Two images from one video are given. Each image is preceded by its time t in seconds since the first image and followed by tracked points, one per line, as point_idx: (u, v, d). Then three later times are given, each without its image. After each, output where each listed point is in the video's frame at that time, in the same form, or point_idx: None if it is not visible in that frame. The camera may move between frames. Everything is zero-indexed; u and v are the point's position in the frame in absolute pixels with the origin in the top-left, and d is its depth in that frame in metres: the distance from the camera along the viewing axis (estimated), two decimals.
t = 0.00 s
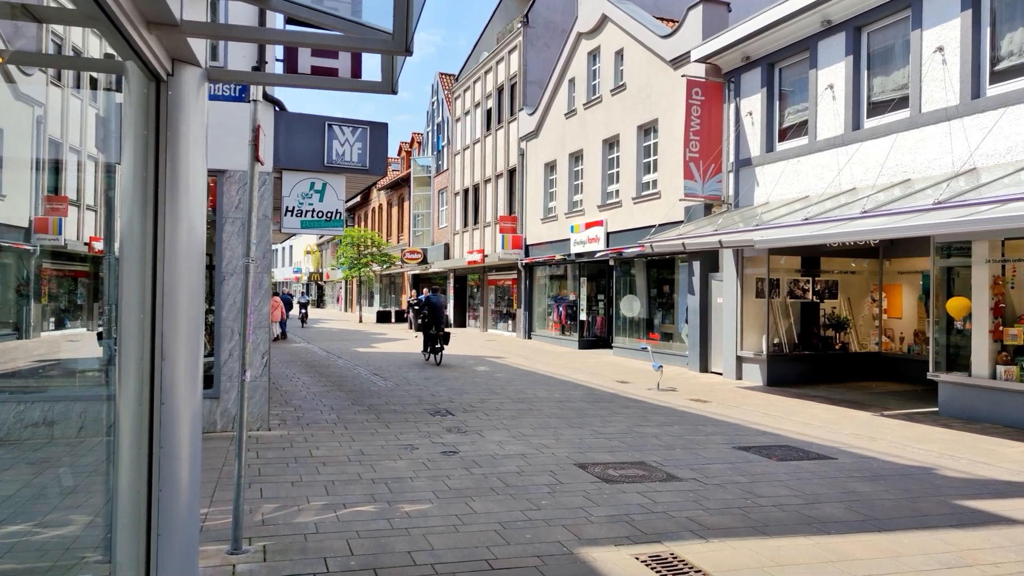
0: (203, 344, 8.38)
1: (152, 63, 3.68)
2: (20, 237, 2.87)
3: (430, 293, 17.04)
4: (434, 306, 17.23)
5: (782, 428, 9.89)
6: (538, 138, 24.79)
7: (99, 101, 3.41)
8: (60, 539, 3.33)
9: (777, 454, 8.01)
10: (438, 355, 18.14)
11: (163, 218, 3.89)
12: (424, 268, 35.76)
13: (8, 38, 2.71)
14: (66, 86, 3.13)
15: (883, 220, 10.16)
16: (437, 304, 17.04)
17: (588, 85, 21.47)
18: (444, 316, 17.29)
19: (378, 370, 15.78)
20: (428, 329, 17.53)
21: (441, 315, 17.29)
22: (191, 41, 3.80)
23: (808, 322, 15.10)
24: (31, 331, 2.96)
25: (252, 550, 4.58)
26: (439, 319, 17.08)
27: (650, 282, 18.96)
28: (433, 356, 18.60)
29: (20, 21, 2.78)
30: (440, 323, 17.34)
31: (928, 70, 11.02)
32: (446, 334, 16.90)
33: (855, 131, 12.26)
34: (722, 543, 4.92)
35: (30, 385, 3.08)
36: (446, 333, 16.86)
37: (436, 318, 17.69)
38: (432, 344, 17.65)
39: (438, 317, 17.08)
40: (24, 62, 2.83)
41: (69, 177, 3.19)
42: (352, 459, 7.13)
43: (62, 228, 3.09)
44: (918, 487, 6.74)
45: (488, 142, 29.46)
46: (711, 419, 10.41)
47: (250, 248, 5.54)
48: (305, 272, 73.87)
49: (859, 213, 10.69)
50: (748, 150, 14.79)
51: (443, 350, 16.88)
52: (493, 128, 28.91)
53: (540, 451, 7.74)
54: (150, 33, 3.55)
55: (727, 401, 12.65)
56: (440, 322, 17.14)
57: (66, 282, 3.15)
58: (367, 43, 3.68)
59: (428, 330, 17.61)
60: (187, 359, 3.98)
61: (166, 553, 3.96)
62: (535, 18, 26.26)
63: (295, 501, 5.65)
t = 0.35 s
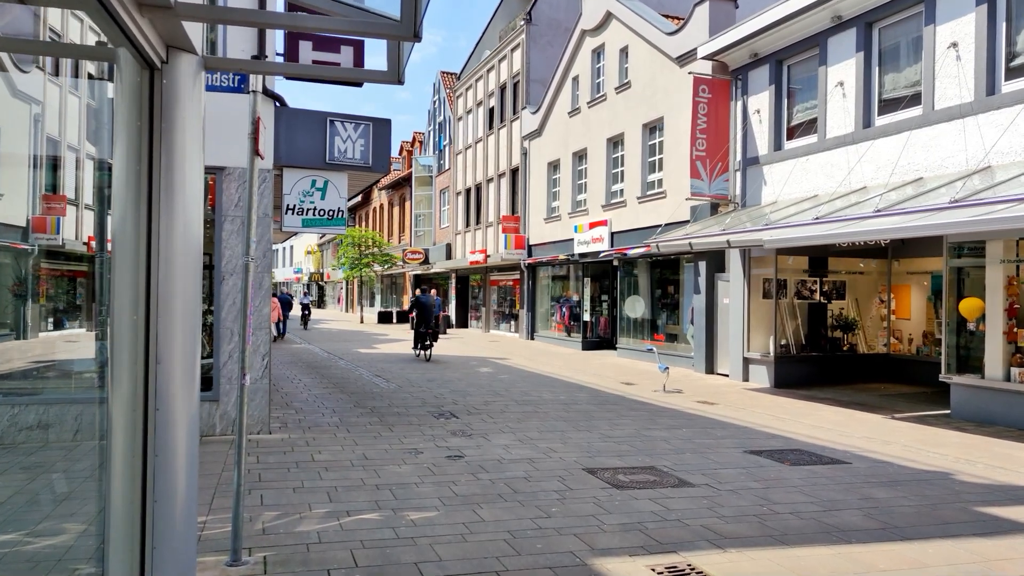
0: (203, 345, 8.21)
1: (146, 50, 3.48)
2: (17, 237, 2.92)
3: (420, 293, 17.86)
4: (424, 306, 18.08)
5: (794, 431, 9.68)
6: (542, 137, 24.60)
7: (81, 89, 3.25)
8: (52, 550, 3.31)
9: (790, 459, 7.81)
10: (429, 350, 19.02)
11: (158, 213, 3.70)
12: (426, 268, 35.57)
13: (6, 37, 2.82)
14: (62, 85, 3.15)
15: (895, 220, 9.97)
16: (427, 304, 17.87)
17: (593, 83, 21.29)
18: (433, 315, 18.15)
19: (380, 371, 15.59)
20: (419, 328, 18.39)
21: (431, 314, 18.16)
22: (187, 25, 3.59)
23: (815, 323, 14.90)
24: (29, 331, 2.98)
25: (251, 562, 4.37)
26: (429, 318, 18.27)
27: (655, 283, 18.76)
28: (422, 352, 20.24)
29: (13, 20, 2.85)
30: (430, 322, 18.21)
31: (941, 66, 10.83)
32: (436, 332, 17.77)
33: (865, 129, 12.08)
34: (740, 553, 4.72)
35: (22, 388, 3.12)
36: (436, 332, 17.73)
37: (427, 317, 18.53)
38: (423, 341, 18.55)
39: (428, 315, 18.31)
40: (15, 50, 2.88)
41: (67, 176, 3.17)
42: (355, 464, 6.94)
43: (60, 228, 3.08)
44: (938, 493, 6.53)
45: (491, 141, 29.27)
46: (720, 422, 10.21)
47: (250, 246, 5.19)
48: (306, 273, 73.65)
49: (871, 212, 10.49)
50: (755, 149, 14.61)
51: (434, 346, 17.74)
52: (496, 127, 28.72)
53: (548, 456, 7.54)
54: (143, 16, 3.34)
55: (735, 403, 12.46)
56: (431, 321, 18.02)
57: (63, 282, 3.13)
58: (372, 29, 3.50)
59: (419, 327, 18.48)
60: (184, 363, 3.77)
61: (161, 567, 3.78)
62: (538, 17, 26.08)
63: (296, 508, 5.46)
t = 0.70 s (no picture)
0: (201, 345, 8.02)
1: (137, 32, 3.29)
2: (16, 237, 2.78)
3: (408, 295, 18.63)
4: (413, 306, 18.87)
5: (804, 434, 9.47)
6: (544, 136, 24.41)
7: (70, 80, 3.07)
8: (39, 561, 3.08)
9: (803, 463, 7.60)
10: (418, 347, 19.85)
11: (149, 208, 3.49)
12: (426, 268, 35.40)
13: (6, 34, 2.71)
14: (62, 82, 3.03)
15: (908, 218, 9.75)
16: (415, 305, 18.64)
17: (595, 82, 21.09)
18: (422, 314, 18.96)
19: (381, 372, 15.36)
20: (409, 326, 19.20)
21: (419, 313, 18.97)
22: (182, 9, 3.42)
23: (822, 323, 14.69)
24: (29, 332, 2.84)
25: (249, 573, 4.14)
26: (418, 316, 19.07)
27: (658, 283, 18.56)
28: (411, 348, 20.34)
29: (15, 13, 2.74)
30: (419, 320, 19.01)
31: (954, 62, 10.62)
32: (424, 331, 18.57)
33: (875, 127, 11.87)
34: (760, 564, 4.51)
35: (21, 390, 2.93)
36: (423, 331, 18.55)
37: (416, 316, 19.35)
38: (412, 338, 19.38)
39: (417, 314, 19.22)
40: (18, 37, 2.77)
41: (67, 174, 3.08)
42: (356, 468, 6.74)
43: (60, 227, 2.99)
44: (959, 499, 6.33)
45: (492, 141, 29.09)
46: (728, 425, 10.01)
47: (246, 244, 4.69)
48: (306, 273, 73.53)
49: (884, 210, 10.27)
50: (762, 147, 14.40)
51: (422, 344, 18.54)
52: (497, 126, 28.54)
53: (554, 460, 7.35)
54: None
55: (742, 404, 12.26)
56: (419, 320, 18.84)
57: (62, 282, 3.01)
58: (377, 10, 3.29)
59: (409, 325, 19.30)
60: (176, 367, 3.57)
61: None
62: (540, 15, 25.89)
63: (295, 516, 5.26)
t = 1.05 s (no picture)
0: (199, 347, 7.86)
1: (119, 15, 3.11)
2: (14, 236, 2.97)
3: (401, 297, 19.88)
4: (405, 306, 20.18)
5: (814, 436, 9.26)
6: (547, 134, 24.20)
7: (62, 74, 3.12)
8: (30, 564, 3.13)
9: (816, 467, 7.39)
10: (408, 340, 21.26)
11: (135, 204, 3.30)
12: (428, 268, 35.19)
13: (5, 34, 2.96)
14: (66, 83, 3.13)
15: (919, 215, 9.55)
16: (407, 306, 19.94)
17: (599, 79, 20.86)
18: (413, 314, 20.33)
19: (383, 373, 15.15)
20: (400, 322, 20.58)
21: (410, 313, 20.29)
22: None
23: (830, 323, 14.48)
24: (28, 333, 3.01)
25: None
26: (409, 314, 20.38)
27: (663, 282, 18.34)
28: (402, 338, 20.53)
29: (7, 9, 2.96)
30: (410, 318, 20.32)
31: (966, 56, 10.42)
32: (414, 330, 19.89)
33: (884, 123, 11.67)
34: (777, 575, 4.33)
35: (15, 390, 3.06)
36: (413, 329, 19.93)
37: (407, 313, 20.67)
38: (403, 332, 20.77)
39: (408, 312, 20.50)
40: (14, 24, 2.99)
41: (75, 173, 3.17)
42: (358, 473, 6.56)
43: (63, 227, 3.13)
44: (979, 505, 6.12)
45: (494, 139, 28.87)
46: (736, 427, 9.81)
47: (243, 241, 4.13)
48: (308, 273, 73.31)
49: (896, 207, 10.06)
50: (768, 144, 14.21)
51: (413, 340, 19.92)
52: (500, 124, 28.34)
53: (561, 464, 7.16)
54: None
55: (750, 406, 12.05)
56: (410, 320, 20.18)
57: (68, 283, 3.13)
58: None
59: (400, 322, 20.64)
60: (165, 373, 3.37)
61: None
62: (543, 12, 25.67)
63: (293, 524, 5.07)
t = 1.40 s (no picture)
0: (198, 347, 7.68)
1: None
2: (13, 235, 2.73)
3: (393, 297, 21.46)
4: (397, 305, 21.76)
5: (826, 438, 9.07)
6: (549, 133, 24.01)
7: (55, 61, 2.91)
8: None
9: (830, 471, 7.20)
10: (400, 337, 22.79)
11: (126, 196, 3.14)
12: (430, 268, 35.03)
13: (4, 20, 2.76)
14: (53, 68, 2.91)
15: (933, 213, 9.35)
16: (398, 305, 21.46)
17: (602, 77, 20.67)
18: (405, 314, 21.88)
19: (385, 374, 14.98)
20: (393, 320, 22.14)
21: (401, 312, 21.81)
22: None
23: (838, 323, 14.28)
24: (25, 334, 2.79)
25: None
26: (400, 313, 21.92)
27: (666, 282, 18.17)
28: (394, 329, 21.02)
29: None
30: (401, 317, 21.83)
31: (979, 51, 10.22)
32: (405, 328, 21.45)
33: (895, 119, 11.48)
34: None
35: (8, 393, 2.78)
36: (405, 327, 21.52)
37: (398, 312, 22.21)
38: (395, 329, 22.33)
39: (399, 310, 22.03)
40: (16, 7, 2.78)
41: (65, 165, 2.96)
42: (361, 477, 6.37)
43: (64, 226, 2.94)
44: (1002, 511, 5.93)
45: (496, 138, 28.70)
46: (746, 428, 9.63)
47: (241, 239, 3.88)
48: (309, 273, 73.17)
49: (910, 205, 9.85)
50: (775, 142, 14.02)
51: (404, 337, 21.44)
52: (502, 123, 28.17)
53: (568, 467, 6.98)
54: None
55: (758, 407, 11.86)
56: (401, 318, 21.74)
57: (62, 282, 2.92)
58: None
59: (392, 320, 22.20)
60: (158, 375, 3.20)
61: None
62: (545, 10, 25.51)
63: (293, 531, 4.88)
